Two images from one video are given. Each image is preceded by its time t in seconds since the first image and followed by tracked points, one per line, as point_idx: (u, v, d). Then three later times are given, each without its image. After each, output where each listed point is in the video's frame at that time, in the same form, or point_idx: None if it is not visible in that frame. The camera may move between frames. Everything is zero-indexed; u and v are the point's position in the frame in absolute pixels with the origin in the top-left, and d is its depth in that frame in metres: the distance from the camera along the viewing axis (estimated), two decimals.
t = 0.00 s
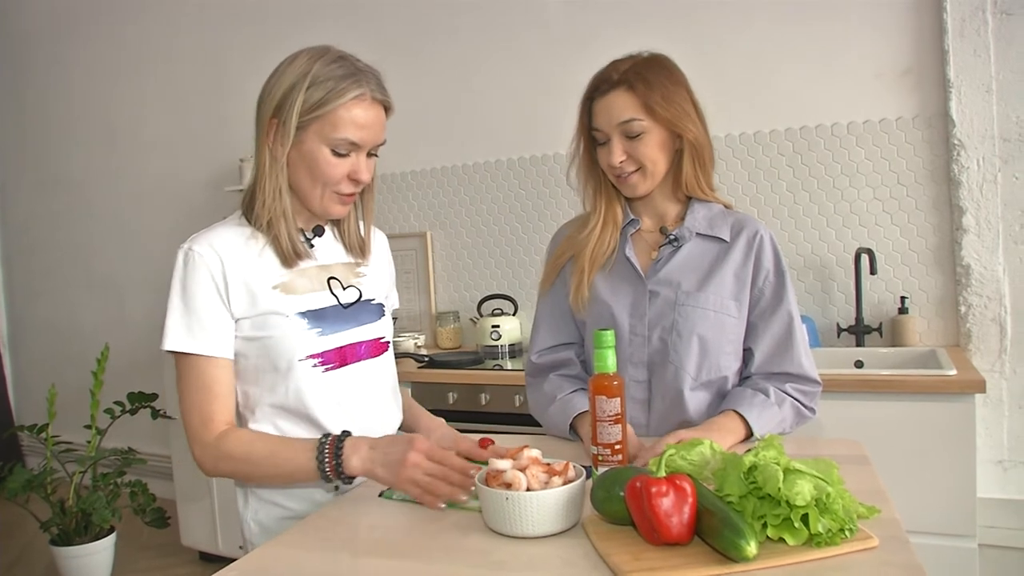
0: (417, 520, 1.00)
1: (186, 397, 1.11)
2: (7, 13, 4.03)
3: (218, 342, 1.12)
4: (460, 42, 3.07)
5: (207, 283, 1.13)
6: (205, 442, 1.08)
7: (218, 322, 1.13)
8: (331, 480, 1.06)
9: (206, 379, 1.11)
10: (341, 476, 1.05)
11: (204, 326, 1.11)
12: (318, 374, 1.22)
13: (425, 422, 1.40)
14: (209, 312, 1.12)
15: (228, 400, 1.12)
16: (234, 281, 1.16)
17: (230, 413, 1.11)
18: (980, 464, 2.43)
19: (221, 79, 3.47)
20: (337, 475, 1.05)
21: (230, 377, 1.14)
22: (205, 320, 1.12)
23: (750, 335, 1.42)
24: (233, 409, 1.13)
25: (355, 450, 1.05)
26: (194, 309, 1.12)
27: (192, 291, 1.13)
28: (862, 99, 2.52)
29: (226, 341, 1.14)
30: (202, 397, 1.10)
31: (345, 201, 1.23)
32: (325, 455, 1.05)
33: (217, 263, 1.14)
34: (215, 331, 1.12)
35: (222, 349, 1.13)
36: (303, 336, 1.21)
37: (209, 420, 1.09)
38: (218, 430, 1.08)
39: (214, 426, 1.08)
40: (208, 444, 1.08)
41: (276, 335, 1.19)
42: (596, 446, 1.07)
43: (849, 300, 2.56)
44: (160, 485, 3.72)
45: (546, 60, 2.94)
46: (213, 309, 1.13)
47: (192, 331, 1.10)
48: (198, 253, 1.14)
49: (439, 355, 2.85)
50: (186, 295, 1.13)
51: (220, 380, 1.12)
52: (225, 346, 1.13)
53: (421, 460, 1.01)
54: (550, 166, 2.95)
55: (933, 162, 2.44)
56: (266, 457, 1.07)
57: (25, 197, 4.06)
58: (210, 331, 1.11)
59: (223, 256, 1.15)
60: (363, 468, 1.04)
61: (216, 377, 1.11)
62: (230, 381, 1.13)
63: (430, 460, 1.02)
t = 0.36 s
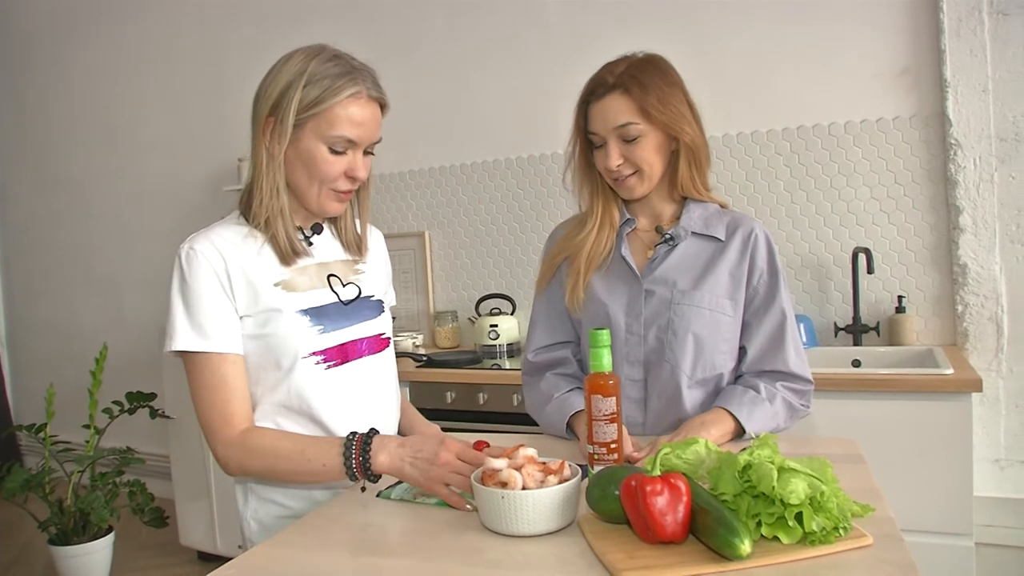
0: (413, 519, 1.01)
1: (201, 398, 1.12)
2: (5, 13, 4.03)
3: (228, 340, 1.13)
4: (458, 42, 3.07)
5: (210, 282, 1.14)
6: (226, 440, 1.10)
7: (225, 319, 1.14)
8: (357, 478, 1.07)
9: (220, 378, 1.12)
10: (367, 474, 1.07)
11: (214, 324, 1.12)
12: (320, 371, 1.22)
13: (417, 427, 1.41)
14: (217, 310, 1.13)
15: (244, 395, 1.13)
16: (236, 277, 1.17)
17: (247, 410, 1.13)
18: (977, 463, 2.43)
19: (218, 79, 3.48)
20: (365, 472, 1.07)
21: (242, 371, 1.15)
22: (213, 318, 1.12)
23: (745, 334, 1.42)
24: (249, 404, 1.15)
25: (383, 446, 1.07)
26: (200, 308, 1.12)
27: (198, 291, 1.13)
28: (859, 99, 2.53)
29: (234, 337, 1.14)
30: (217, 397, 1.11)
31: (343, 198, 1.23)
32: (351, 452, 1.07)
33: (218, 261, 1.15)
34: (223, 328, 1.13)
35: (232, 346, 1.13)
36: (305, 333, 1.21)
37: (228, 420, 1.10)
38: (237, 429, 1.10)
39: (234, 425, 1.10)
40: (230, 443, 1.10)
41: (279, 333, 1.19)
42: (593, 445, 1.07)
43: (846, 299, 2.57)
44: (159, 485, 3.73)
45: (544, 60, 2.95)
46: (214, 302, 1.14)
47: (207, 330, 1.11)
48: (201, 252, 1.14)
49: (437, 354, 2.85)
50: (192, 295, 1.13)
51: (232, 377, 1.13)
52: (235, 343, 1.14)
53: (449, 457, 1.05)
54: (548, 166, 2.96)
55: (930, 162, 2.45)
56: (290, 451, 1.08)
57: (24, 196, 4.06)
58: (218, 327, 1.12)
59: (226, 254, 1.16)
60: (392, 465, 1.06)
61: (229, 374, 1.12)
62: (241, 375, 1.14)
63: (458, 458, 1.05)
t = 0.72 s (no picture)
0: (406, 519, 1.01)
1: (200, 399, 1.12)
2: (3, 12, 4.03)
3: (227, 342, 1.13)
4: (457, 42, 3.07)
5: (207, 284, 1.14)
6: (224, 441, 1.10)
7: (222, 320, 1.13)
8: (352, 481, 1.07)
9: (219, 379, 1.12)
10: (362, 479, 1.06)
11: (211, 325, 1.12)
12: (316, 373, 1.22)
13: (407, 428, 1.41)
14: (214, 312, 1.13)
15: (243, 397, 1.13)
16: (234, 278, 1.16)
17: (246, 412, 1.13)
18: (974, 466, 2.43)
19: (217, 79, 3.48)
20: (359, 476, 1.06)
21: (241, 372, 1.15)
22: (211, 320, 1.12)
23: (741, 335, 1.42)
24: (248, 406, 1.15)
25: (377, 451, 1.06)
26: (197, 311, 1.12)
27: (195, 294, 1.13)
28: (857, 101, 2.53)
29: (233, 340, 1.14)
30: (216, 398, 1.11)
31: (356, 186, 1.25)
32: (346, 456, 1.06)
33: (216, 263, 1.15)
34: (221, 330, 1.13)
35: (230, 348, 1.13)
36: (303, 335, 1.21)
37: (227, 421, 1.10)
38: (236, 430, 1.10)
39: (233, 426, 1.10)
40: (228, 444, 1.10)
41: (276, 335, 1.19)
42: (587, 445, 1.07)
43: (844, 301, 2.56)
44: (156, 484, 3.72)
45: (542, 60, 2.95)
46: (213, 304, 1.13)
47: (204, 333, 1.11)
48: (197, 253, 1.14)
49: (434, 354, 2.85)
50: (189, 297, 1.13)
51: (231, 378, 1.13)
52: (234, 345, 1.14)
53: (442, 464, 1.03)
54: (546, 166, 2.96)
55: (928, 164, 2.45)
56: (286, 454, 1.08)
57: (22, 195, 4.06)
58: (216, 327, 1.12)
59: (224, 257, 1.16)
60: (386, 471, 1.05)
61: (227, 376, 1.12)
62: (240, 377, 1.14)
63: (451, 465, 1.04)
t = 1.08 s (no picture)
0: (407, 519, 1.01)
1: (199, 403, 1.12)
2: (9, 12, 4.05)
3: (225, 342, 1.13)
4: (461, 43, 3.08)
5: (203, 287, 1.14)
6: (222, 443, 1.10)
7: (219, 322, 1.14)
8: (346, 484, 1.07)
9: (217, 381, 1.12)
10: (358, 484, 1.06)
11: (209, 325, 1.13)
12: (315, 374, 1.23)
13: (408, 430, 1.41)
14: (211, 313, 1.14)
15: (240, 399, 1.13)
16: (232, 277, 1.17)
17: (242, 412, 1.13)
18: (978, 471, 2.42)
19: (221, 79, 3.49)
20: (354, 480, 1.06)
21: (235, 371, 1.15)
22: (209, 320, 1.13)
23: (742, 339, 1.42)
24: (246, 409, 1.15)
25: (374, 455, 1.06)
26: (194, 312, 1.13)
27: (191, 296, 1.14)
28: (862, 104, 2.52)
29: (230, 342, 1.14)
30: (214, 402, 1.12)
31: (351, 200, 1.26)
32: (343, 459, 1.06)
33: (213, 265, 1.15)
34: (219, 330, 1.14)
35: (228, 348, 1.14)
36: (302, 336, 1.21)
37: (224, 423, 1.11)
38: (233, 432, 1.11)
39: (229, 428, 1.11)
40: (226, 446, 1.10)
41: (274, 336, 1.19)
42: (588, 448, 1.07)
43: (848, 305, 2.56)
44: (160, 483, 3.73)
45: (546, 62, 2.95)
46: (211, 304, 1.14)
47: (202, 335, 1.12)
48: (195, 255, 1.14)
49: (437, 356, 2.86)
50: (185, 300, 1.14)
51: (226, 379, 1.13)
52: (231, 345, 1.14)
53: (439, 470, 1.04)
54: (550, 169, 2.96)
55: (933, 168, 2.44)
56: (284, 456, 1.09)
57: (27, 195, 4.08)
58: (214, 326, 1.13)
59: (221, 259, 1.16)
60: (384, 474, 1.05)
61: (223, 376, 1.13)
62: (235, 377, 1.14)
63: (448, 473, 1.04)
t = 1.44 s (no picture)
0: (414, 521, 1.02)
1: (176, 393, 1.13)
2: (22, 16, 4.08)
3: (216, 346, 1.13)
4: (470, 48, 3.09)
5: (208, 290, 1.15)
6: (186, 437, 1.10)
7: (222, 326, 1.15)
8: (287, 497, 1.07)
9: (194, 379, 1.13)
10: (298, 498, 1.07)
11: (204, 330, 1.12)
12: (323, 377, 1.23)
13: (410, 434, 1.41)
14: (208, 318, 1.13)
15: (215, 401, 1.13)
16: (238, 284, 1.17)
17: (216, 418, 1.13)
18: (986, 477, 2.41)
19: (232, 83, 3.51)
20: (294, 492, 1.06)
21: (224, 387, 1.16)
22: (206, 324, 1.13)
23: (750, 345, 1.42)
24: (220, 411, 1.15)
25: (319, 471, 1.07)
26: (194, 315, 1.13)
27: (191, 297, 1.14)
28: (871, 110, 2.52)
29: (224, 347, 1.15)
30: (189, 398, 1.12)
31: (356, 205, 1.25)
32: (288, 470, 1.07)
33: (220, 269, 1.16)
34: (213, 334, 1.13)
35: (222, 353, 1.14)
36: (309, 339, 1.22)
37: (191, 421, 1.11)
38: (198, 429, 1.10)
39: (196, 425, 1.10)
40: (186, 441, 1.10)
41: (283, 339, 1.20)
42: (594, 451, 1.08)
43: (857, 310, 2.56)
44: (169, 484, 3.75)
45: (555, 66, 2.96)
46: (213, 308, 1.14)
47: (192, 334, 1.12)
48: (203, 256, 1.15)
49: (445, 359, 2.87)
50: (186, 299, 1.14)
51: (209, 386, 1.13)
52: (224, 350, 1.14)
53: (371, 488, 1.02)
54: (559, 173, 2.97)
55: (942, 174, 2.44)
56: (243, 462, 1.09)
57: (38, 197, 4.11)
58: (210, 333, 1.13)
59: (229, 262, 1.17)
60: (322, 489, 1.05)
61: (207, 381, 1.13)
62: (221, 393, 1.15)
63: (379, 491, 1.02)
